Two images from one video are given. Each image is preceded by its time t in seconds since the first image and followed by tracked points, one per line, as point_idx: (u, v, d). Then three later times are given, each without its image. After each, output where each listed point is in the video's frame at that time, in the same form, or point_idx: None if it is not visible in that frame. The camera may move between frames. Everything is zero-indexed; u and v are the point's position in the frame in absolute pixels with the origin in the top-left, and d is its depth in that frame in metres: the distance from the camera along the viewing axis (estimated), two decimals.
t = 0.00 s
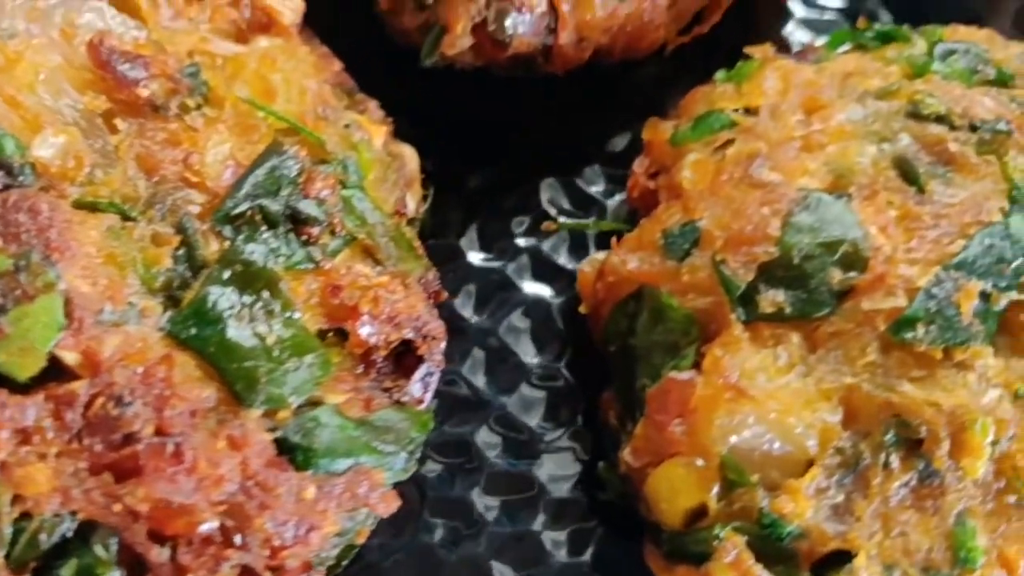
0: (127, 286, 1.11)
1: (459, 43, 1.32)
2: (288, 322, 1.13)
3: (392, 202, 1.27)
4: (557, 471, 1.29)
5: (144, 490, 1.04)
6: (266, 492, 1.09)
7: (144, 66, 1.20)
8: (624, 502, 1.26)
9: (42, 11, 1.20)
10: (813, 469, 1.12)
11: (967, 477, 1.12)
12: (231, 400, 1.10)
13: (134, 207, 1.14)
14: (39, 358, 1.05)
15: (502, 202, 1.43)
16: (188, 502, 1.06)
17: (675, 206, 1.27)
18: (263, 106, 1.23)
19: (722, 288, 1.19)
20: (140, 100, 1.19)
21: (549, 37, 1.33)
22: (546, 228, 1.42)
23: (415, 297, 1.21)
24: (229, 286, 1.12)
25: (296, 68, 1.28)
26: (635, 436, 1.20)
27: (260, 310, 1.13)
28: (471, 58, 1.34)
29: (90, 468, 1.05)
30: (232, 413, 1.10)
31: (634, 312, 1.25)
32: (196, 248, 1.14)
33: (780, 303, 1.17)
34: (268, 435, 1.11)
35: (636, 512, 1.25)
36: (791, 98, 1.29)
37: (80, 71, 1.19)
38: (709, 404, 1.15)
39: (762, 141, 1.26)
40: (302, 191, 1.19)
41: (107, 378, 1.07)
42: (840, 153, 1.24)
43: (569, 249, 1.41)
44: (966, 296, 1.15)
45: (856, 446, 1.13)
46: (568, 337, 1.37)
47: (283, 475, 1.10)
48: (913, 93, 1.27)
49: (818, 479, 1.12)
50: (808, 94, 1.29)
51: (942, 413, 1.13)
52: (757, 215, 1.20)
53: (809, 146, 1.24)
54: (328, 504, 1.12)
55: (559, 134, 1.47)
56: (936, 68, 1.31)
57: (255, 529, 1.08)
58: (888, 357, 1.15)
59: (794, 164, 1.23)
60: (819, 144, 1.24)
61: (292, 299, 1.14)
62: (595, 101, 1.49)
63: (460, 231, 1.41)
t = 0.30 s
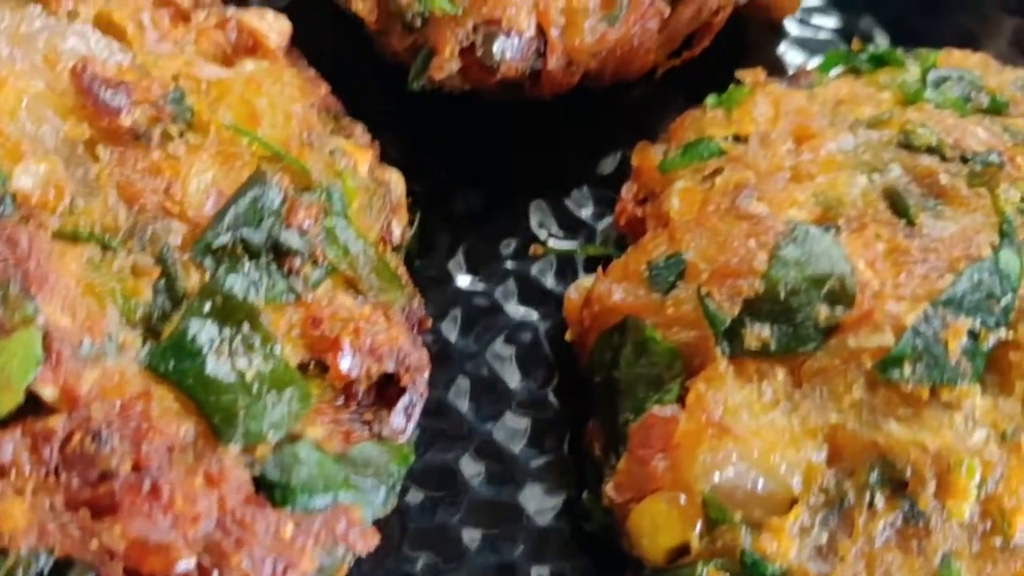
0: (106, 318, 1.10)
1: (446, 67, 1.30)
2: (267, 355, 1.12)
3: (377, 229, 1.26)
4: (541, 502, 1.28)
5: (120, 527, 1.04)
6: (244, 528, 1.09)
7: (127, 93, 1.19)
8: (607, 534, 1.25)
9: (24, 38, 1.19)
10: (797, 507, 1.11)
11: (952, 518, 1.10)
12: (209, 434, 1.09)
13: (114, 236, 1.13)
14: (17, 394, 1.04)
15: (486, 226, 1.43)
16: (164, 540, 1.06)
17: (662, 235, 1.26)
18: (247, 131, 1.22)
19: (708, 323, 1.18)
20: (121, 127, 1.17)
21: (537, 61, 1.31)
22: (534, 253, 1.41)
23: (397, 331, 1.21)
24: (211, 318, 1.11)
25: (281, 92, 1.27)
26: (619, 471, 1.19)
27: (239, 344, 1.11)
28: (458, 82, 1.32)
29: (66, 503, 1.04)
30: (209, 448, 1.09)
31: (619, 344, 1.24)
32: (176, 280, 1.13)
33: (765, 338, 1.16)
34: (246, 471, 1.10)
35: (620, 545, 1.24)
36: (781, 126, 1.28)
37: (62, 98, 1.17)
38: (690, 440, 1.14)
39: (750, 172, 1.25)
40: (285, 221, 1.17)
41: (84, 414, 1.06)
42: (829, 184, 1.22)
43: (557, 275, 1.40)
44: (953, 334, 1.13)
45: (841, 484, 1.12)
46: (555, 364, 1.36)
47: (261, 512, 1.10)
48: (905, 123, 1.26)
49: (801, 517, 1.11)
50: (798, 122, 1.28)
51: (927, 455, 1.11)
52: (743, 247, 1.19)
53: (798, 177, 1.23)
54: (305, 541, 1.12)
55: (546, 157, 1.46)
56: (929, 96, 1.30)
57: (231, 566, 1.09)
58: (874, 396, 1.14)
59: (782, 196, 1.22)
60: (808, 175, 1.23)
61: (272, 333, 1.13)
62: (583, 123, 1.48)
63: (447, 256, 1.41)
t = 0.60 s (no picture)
0: (87, 369, 1.09)
1: (433, 104, 1.31)
2: (247, 402, 1.11)
3: (363, 270, 1.26)
4: (528, 542, 1.27)
5: None
6: None
7: (111, 135, 1.17)
8: None
9: (7, 77, 1.18)
10: (783, 558, 1.09)
11: (940, 571, 1.08)
12: (190, 483, 1.09)
13: (96, 282, 1.12)
14: None
15: (474, 260, 1.42)
16: None
17: (651, 277, 1.25)
18: (232, 172, 1.21)
19: (695, 370, 1.17)
20: (104, 170, 1.16)
21: (526, 99, 1.33)
22: (522, 287, 1.40)
23: (380, 376, 1.20)
24: (192, 367, 1.10)
25: (267, 131, 1.26)
26: (603, 516, 1.17)
27: (220, 392, 1.10)
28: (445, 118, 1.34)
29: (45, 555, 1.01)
30: (189, 498, 1.08)
31: (605, 387, 1.24)
32: (158, 327, 1.12)
33: (752, 386, 1.14)
34: (227, 522, 1.09)
35: None
36: (772, 167, 1.27)
37: (46, 140, 1.16)
38: (676, 488, 1.13)
39: (740, 214, 1.23)
40: (268, 266, 1.17)
41: (65, 464, 1.04)
42: (820, 228, 1.21)
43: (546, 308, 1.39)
44: (943, 386, 1.12)
45: (827, 535, 1.09)
46: (543, 400, 1.35)
47: (241, 563, 1.09)
48: (897, 165, 1.25)
49: (787, 569, 1.09)
50: (789, 163, 1.27)
51: (914, 508, 1.09)
52: (731, 293, 1.18)
53: (788, 221, 1.22)
54: None
55: (533, 190, 1.45)
56: (923, 136, 1.29)
57: None
58: (862, 447, 1.12)
59: (772, 241, 1.20)
60: (799, 219, 1.22)
61: (253, 379, 1.12)
62: (572, 157, 1.47)
63: (436, 289, 1.40)
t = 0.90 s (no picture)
0: (77, 413, 1.07)
1: (428, 137, 1.33)
2: (237, 445, 1.10)
3: (355, 306, 1.26)
4: None
5: None
6: None
7: (103, 173, 1.16)
8: None
9: None
10: None
11: None
12: (180, 527, 1.08)
13: (87, 324, 1.11)
14: None
15: (469, 289, 1.41)
16: None
17: (647, 314, 1.23)
18: (224, 209, 1.20)
19: (688, 411, 1.17)
20: (94, 211, 1.14)
21: (521, 131, 1.34)
22: (517, 317, 1.39)
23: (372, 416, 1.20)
24: (183, 411, 1.10)
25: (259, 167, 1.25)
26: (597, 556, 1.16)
27: (210, 436, 1.10)
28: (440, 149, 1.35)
29: None
30: (179, 542, 1.08)
31: (599, 425, 1.24)
32: (149, 370, 1.11)
33: (746, 429, 1.14)
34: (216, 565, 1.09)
35: None
36: (769, 204, 1.26)
37: (36, 178, 1.14)
38: (669, 531, 1.11)
39: (736, 252, 1.23)
40: (260, 306, 1.17)
41: (55, 509, 1.04)
42: (816, 267, 1.20)
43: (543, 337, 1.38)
44: (939, 430, 1.11)
45: None
46: (538, 432, 1.34)
47: None
48: (895, 203, 1.24)
49: None
50: (786, 200, 1.26)
51: (908, 552, 1.09)
52: (726, 334, 1.17)
53: (784, 259, 1.21)
54: None
55: (528, 221, 1.44)
56: (921, 172, 1.28)
57: None
58: (856, 491, 1.12)
59: (767, 280, 1.20)
60: (795, 258, 1.21)
61: (244, 423, 1.12)
62: (569, 186, 1.46)
63: (431, 319, 1.39)
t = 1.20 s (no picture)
0: (73, 473, 1.07)
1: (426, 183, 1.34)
2: (233, 503, 1.10)
3: (353, 355, 1.26)
4: None
5: None
6: None
7: (99, 225, 1.14)
8: None
9: None
10: None
11: None
12: None
13: (83, 381, 1.10)
14: None
15: (468, 331, 1.41)
16: None
17: (645, 363, 1.23)
18: (220, 261, 1.20)
19: (688, 463, 1.16)
20: (90, 265, 1.13)
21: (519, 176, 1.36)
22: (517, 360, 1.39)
23: (368, 469, 1.19)
24: (178, 469, 1.10)
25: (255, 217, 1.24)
26: None
27: (207, 494, 1.10)
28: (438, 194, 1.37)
29: None
30: None
31: (598, 474, 1.23)
32: (144, 428, 1.10)
33: (745, 484, 1.13)
34: None
35: None
36: (768, 251, 1.25)
37: (30, 232, 1.13)
38: None
39: (735, 300, 1.22)
40: (256, 361, 1.16)
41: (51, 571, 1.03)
42: (816, 316, 1.19)
43: (542, 378, 1.38)
44: (939, 485, 1.11)
45: None
46: (537, 477, 1.33)
47: None
48: (896, 250, 1.22)
49: None
50: (786, 247, 1.25)
51: None
52: (725, 387, 1.16)
53: (784, 308, 1.20)
54: None
55: (527, 262, 1.44)
56: (922, 217, 1.27)
57: None
58: (856, 546, 1.11)
59: (766, 330, 1.19)
60: (795, 306, 1.20)
61: (240, 480, 1.11)
62: (568, 227, 1.46)
63: (430, 362, 1.39)
